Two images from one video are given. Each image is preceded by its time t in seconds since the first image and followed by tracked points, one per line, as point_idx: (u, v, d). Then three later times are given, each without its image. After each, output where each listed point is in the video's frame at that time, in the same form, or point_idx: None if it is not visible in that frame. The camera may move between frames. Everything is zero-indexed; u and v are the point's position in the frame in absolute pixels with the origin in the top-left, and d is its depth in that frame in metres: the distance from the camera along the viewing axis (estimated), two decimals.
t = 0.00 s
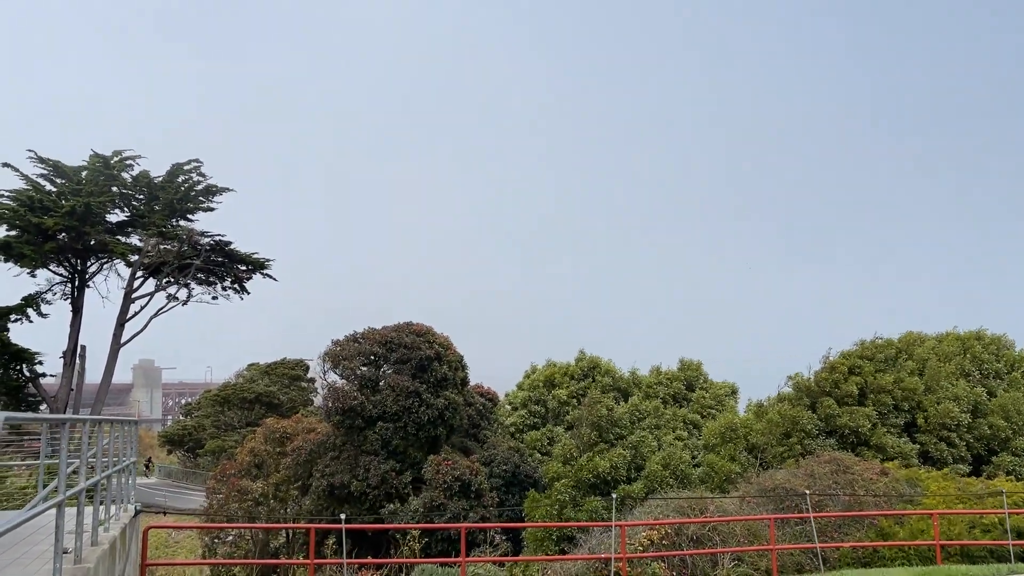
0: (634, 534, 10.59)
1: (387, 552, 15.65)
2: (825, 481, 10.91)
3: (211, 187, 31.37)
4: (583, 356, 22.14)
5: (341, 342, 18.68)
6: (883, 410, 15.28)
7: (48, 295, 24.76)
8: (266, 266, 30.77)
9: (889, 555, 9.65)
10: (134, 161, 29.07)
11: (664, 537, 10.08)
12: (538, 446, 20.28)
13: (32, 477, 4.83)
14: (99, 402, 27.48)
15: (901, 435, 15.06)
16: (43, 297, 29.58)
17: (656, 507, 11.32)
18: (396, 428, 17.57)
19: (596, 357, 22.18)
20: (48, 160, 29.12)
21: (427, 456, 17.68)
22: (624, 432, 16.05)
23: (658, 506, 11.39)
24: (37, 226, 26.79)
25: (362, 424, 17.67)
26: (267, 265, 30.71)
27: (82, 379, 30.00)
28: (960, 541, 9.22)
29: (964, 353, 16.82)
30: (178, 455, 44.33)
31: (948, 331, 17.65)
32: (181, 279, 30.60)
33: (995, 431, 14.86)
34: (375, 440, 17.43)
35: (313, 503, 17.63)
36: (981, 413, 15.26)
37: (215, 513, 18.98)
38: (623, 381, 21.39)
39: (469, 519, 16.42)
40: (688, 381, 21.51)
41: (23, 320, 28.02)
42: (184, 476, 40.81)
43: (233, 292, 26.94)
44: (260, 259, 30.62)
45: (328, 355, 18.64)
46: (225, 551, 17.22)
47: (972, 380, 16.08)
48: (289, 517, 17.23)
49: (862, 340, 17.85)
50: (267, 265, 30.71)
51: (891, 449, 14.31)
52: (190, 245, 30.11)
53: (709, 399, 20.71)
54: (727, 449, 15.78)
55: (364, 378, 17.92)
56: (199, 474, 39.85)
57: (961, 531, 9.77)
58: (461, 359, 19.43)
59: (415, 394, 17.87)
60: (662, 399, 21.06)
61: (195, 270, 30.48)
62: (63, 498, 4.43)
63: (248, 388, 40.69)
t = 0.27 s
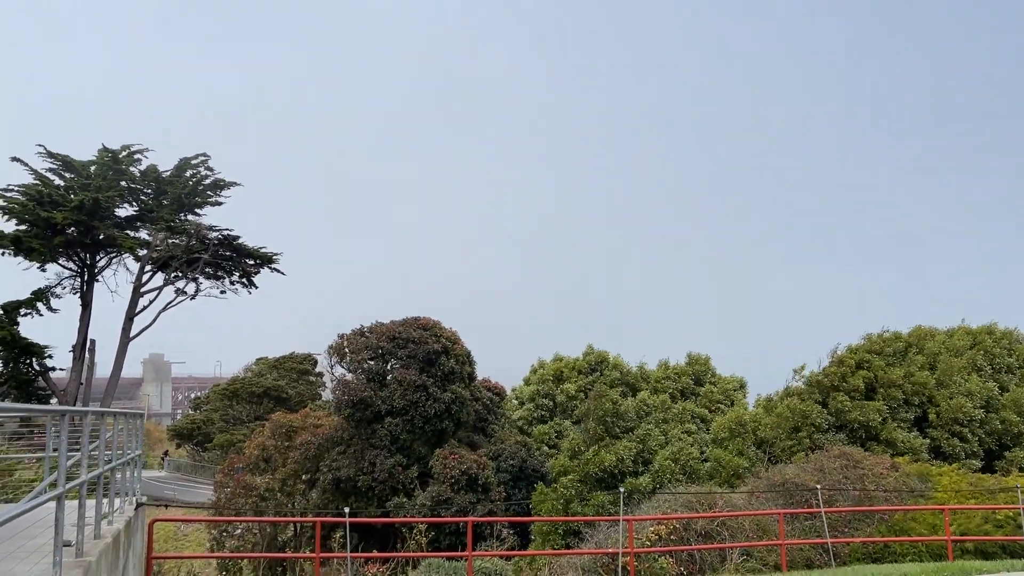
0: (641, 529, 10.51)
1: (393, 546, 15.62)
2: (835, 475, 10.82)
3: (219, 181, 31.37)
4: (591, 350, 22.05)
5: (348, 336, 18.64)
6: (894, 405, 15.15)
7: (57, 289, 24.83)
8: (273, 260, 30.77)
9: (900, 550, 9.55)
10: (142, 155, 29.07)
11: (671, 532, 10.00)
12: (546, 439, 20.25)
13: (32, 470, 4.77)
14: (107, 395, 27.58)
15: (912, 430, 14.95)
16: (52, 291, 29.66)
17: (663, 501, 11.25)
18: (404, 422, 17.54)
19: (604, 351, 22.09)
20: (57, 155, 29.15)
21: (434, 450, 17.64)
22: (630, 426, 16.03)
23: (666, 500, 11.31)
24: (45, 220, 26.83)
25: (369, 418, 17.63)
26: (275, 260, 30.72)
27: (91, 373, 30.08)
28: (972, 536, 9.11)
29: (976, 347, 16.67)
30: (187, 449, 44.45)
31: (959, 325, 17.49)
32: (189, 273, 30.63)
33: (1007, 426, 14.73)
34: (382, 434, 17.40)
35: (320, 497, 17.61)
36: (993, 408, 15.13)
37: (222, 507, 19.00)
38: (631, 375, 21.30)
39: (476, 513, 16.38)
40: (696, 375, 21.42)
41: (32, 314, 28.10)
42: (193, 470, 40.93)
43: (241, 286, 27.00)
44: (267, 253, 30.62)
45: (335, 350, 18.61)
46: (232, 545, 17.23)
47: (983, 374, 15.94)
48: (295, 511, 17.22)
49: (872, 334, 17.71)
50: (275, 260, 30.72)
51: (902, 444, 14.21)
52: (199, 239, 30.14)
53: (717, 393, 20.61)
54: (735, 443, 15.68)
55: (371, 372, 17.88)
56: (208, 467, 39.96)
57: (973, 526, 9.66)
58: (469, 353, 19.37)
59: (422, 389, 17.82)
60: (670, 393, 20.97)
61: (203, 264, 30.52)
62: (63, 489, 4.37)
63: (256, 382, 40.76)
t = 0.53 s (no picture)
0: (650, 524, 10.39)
1: (401, 540, 15.57)
2: (848, 471, 10.68)
3: (228, 174, 31.36)
4: (600, 344, 21.92)
5: (357, 330, 18.58)
6: (907, 399, 14.98)
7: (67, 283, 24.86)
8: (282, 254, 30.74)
9: (915, 547, 9.41)
10: (151, 148, 29.09)
11: (681, 527, 9.87)
12: (555, 433, 20.15)
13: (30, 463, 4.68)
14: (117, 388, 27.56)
15: (926, 425, 14.78)
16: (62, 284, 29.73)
17: (673, 497, 11.12)
18: (413, 416, 17.47)
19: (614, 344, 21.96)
20: (67, 148, 29.16)
21: (442, 444, 17.57)
22: (640, 420, 15.74)
23: (676, 495, 11.18)
24: (56, 213, 26.87)
25: (377, 412, 17.58)
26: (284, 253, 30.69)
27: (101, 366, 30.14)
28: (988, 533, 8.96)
29: (991, 341, 16.48)
30: (197, 442, 44.56)
31: (973, 319, 17.30)
32: (198, 267, 30.64)
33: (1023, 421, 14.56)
34: (390, 428, 17.35)
35: (329, 490, 17.59)
36: (1009, 403, 14.94)
37: (231, 501, 19.01)
38: (641, 369, 21.17)
39: (483, 507, 16.31)
40: (706, 369, 21.29)
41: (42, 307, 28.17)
42: (203, 463, 41.03)
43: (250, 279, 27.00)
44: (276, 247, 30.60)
45: (344, 343, 18.55)
46: (240, 539, 17.24)
47: (998, 369, 15.76)
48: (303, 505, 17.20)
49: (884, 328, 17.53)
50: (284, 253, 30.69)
51: (915, 439, 14.06)
52: (208, 233, 30.12)
53: (729, 387, 20.47)
54: (747, 438, 15.53)
55: (379, 366, 17.83)
56: (217, 460, 40.04)
57: (989, 523, 9.50)
58: (478, 347, 19.29)
59: (431, 383, 17.75)
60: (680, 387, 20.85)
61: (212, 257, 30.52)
62: (64, 485, 4.27)
63: (266, 375, 40.81)
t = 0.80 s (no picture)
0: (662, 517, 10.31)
1: (412, 532, 15.59)
2: (862, 464, 10.58)
3: (240, 167, 31.42)
4: (612, 337, 21.82)
5: (369, 322, 18.58)
6: (923, 392, 14.86)
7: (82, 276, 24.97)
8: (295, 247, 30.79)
9: (929, 540, 9.34)
10: (164, 141, 29.15)
11: (694, 520, 9.79)
12: (566, 426, 20.09)
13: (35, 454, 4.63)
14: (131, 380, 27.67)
15: (942, 418, 14.66)
16: (76, 276, 29.89)
17: (685, 489, 11.04)
18: (424, 408, 17.47)
19: (626, 337, 21.87)
20: (81, 141, 29.26)
21: (453, 436, 17.56)
22: (651, 413, 15.62)
23: (688, 488, 11.09)
24: (70, 206, 26.99)
25: (389, 403, 17.58)
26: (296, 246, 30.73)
27: (115, 358, 30.30)
28: (1004, 528, 8.88)
29: (1007, 334, 16.32)
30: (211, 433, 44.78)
31: (989, 312, 17.13)
32: (210, 259, 30.72)
33: None
34: (402, 420, 17.36)
35: (341, 482, 17.63)
36: None
37: (244, 492, 19.08)
38: (654, 361, 21.05)
39: (494, 498, 16.30)
40: (719, 361, 21.20)
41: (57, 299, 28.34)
42: (217, 454, 41.23)
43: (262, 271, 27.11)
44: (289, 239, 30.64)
45: (355, 335, 18.53)
46: (253, 530, 17.30)
47: (1015, 361, 15.61)
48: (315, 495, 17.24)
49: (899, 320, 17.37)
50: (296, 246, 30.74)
51: (931, 433, 13.97)
52: (220, 225, 30.21)
53: (742, 380, 20.40)
54: (760, 431, 15.42)
55: (391, 358, 17.83)
56: (231, 452, 40.22)
57: (1006, 517, 9.41)
58: (489, 340, 19.26)
59: (442, 375, 17.73)
60: (692, 379, 20.78)
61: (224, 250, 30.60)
62: (71, 476, 4.22)
63: (278, 367, 40.96)
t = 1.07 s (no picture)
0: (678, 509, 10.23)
1: (426, 522, 15.60)
2: (881, 457, 10.47)
3: (253, 158, 31.43)
4: (626, 328, 21.67)
5: (382, 313, 18.55)
6: (941, 384, 14.73)
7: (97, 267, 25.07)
8: (308, 238, 30.82)
9: (949, 534, 9.24)
10: (178, 133, 29.18)
11: (710, 513, 9.70)
12: (580, 419, 19.89)
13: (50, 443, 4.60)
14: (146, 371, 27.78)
15: (961, 411, 14.54)
16: (92, 268, 30.01)
17: (701, 482, 10.95)
18: (437, 398, 17.45)
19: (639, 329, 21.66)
20: (95, 133, 29.31)
21: (466, 426, 17.54)
22: (669, 405, 15.42)
23: (704, 480, 11.01)
24: (85, 198, 27.07)
25: (402, 393, 17.56)
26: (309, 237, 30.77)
27: (130, 349, 30.44)
28: None
29: None
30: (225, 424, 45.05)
31: (1010, 303, 16.92)
32: (224, 251, 30.80)
33: None
34: (415, 411, 17.35)
35: (355, 473, 17.66)
36: None
37: (260, 483, 19.16)
38: (668, 353, 20.87)
39: (507, 489, 16.28)
40: (734, 352, 21.11)
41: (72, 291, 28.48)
42: (232, 445, 41.48)
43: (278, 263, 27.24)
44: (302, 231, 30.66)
45: (368, 326, 18.52)
46: (269, 521, 17.36)
47: None
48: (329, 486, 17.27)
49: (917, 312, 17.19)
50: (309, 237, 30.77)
51: (950, 425, 13.93)
52: (234, 217, 30.26)
53: (758, 371, 20.31)
54: (776, 424, 15.31)
55: (404, 349, 17.80)
56: (246, 443, 40.45)
57: None
58: (502, 330, 19.20)
59: (456, 365, 17.70)
60: (707, 370, 20.71)
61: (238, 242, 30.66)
62: (84, 465, 4.17)
63: (292, 358, 41.16)
